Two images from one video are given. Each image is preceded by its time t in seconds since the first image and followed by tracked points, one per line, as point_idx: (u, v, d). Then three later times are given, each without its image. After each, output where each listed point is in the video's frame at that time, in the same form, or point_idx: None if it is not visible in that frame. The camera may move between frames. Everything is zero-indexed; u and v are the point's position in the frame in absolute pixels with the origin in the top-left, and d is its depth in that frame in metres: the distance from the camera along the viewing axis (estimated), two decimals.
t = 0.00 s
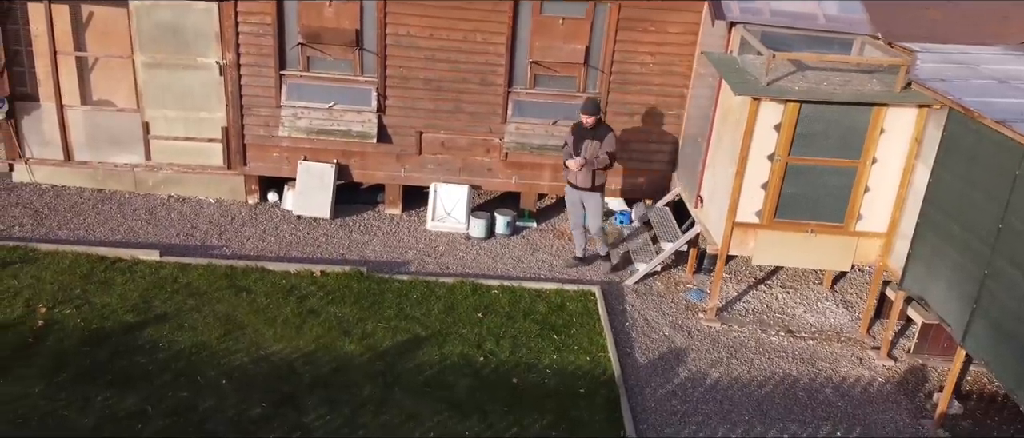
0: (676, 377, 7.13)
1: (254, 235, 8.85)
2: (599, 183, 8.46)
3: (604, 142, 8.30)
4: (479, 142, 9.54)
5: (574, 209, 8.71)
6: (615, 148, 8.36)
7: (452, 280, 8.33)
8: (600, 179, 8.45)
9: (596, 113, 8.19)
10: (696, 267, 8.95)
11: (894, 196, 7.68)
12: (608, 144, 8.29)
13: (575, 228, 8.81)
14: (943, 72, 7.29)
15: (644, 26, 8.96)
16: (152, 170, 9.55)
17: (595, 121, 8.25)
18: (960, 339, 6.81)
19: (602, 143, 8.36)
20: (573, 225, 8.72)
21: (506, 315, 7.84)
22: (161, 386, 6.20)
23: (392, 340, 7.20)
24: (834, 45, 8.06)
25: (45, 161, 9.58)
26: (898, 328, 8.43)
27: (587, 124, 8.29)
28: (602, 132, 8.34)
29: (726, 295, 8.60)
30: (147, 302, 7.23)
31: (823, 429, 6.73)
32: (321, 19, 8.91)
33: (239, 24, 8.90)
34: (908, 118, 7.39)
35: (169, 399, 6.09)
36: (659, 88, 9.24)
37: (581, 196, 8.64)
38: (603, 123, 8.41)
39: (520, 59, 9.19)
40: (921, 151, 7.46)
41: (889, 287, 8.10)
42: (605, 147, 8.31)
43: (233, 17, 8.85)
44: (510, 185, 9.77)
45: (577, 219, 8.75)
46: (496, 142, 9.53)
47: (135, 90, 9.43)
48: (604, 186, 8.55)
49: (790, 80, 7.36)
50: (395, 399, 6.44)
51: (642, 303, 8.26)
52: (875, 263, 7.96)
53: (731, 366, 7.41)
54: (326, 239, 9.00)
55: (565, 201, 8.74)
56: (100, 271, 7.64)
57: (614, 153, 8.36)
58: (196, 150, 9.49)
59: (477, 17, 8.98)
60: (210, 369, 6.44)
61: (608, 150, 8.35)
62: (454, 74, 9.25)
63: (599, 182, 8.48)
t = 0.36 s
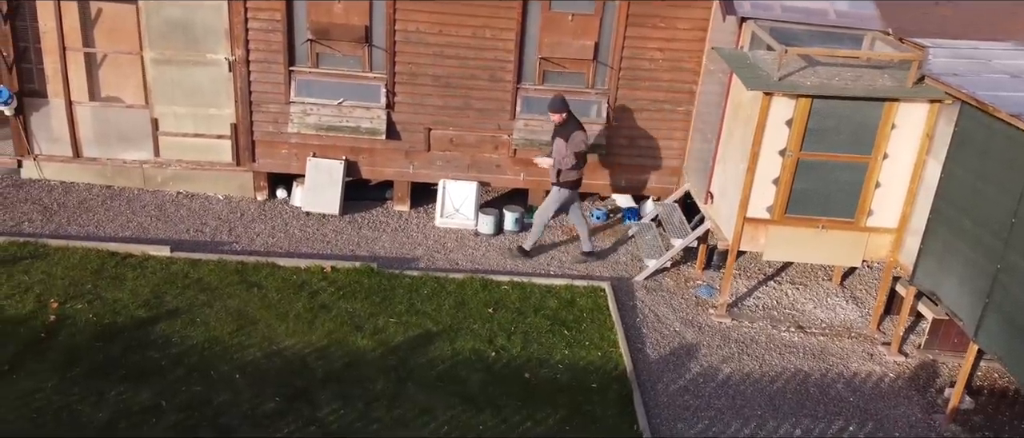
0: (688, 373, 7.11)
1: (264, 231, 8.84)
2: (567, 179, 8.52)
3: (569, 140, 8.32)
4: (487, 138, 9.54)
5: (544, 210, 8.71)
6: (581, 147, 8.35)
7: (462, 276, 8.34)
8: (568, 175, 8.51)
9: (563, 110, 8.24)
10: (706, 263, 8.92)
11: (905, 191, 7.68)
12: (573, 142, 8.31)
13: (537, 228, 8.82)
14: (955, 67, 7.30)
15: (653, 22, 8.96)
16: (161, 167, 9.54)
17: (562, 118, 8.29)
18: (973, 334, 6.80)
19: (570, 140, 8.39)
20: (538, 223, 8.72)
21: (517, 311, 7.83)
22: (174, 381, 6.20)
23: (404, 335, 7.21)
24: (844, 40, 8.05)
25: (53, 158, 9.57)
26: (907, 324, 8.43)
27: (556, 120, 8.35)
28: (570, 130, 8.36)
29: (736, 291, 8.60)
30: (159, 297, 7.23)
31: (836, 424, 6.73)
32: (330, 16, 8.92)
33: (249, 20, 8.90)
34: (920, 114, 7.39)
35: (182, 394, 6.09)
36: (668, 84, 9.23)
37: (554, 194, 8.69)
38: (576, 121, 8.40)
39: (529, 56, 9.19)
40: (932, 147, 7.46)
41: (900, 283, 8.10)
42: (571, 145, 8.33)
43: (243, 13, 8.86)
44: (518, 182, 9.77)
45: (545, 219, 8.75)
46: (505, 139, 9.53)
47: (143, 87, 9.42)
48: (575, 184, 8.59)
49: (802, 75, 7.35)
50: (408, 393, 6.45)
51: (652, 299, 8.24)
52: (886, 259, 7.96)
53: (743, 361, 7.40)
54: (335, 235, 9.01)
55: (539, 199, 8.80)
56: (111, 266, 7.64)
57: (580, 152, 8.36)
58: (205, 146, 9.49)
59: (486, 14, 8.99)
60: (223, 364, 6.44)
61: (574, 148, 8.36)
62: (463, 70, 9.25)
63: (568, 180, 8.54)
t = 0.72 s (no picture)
0: (701, 369, 7.08)
1: (274, 228, 8.84)
2: (529, 172, 8.56)
3: (529, 131, 8.37)
4: (496, 135, 9.53)
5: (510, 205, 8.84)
6: (540, 140, 8.38)
7: (473, 273, 8.33)
8: (530, 168, 8.56)
9: (525, 100, 8.31)
10: (716, 261, 8.90)
11: (917, 188, 7.67)
12: (532, 134, 8.36)
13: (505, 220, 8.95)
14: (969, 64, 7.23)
15: (664, 19, 8.96)
16: (170, 164, 9.53)
17: (526, 108, 8.37)
18: (986, 330, 6.78)
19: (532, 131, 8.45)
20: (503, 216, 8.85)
21: (528, 308, 7.82)
22: (188, 377, 6.18)
23: (416, 332, 7.23)
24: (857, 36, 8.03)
25: (63, 155, 9.56)
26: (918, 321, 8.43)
27: (523, 110, 8.45)
28: (532, 121, 8.40)
29: (747, 288, 8.59)
30: (170, 293, 7.22)
31: (849, 421, 6.72)
32: (340, 13, 8.92)
33: (259, 17, 8.89)
34: (932, 110, 7.38)
35: (196, 390, 6.07)
36: (678, 81, 9.22)
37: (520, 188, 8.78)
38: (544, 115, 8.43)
39: (539, 53, 9.17)
40: (944, 143, 7.45)
41: (911, 279, 8.09)
42: (530, 136, 8.40)
43: (253, 11, 8.85)
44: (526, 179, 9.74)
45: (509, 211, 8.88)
46: (514, 136, 9.54)
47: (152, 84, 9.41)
48: (537, 178, 8.61)
49: (814, 71, 7.33)
50: (421, 389, 6.45)
51: (663, 296, 8.21)
52: (897, 255, 7.95)
53: (755, 358, 7.38)
54: (345, 232, 9.02)
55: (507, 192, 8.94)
56: (122, 263, 7.63)
57: (538, 145, 8.39)
58: (214, 143, 9.48)
59: (496, 11, 8.98)
60: (236, 360, 6.44)
61: (534, 140, 8.42)
62: (472, 67, 9.23)
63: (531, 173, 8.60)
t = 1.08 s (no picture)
0: (714, 368, 7.06)
1: (283, 227, 8.83)
2: (501, 169, 8.62)
3: (498, 128, 8.39)
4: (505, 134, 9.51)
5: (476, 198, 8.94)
6: (509, 137, 8.39)
7: (483, 272, 8.32)
8: (501, 164, 8.57)
9: (496, 96, 8.32)
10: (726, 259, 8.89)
11: (928, 186, 7.66)
12: (500, 131, 8.38)
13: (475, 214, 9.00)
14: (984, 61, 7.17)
15: (674, 17, 8.95)
16: (179, 162, 9.50)
17: (496, 104, 8.38)
18: (1000, 329, 6.75)
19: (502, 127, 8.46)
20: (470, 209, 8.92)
21: (539, 306, 7.78)
22: (202, 375, 6.18)
23: (428, 330, 7.24)
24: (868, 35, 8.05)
25: (71, 153, 9.54)
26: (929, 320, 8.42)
27: (494, 106, 8.46)
28: (502, 117, 8.41)
29: (758, 287, 8.58)
30: (182, 291, 7.21)
31: (863, 419, 6.71)
32: (350, 11, 8.91)
33: (269, 16, 8.88)
34: (944, 109, 7.37)
35: (211, 388, 6.07)
36: (688, 80, 9.21)
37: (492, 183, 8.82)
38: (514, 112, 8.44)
39: (548, 51, 9.15)
40: (956, 142, 7.44)
41: (922, 278, 8.08)
42: (499, 132, 8.42)
43: (263, 9, 8.84)
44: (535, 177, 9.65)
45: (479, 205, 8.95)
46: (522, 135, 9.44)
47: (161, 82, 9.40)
48: (508, 174, 8.63)
49: (827, 69, 7.32)
50: (435, 387, 6.46)
51: (674, 295, 8.17)
52: (909, 254, 7.94)
53: (768, 356, 7.37)
54: (354, 231, 9.03)
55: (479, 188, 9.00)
56: (133, 261, 7.61)
57: (507, 142, 8.40)
58: (224, 142, 9.47)
59: (506, 9, 8.97)
60: (250, 358, 6.45)
61: (503, 136, 8.43)
62: (482, 65, 9.22)
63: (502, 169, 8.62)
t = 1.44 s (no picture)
0: (732, 367, 7.03)
1: (297, 225, 8.84)
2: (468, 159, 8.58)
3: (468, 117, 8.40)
4: (518, 133, 9.48)
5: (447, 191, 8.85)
6: (479, 126, 8.42)
7: (498, 271, 8.28)
8: (468, 154, 8.55)
9: (467, 86, 8.37)
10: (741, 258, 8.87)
11: (945, 185, 7.65)
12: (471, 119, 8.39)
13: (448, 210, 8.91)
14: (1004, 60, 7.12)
15: (688, 16, 8.94)
16: (191, 161, 9.48)
17: (465, 94, 8.42)
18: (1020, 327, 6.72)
19: (471, 117, 8.48)
20: (444, 205, 8.82)
21: (555, 305, 7.71)
22: (222, 373, 6.18)
23: (446, 328, 7.22)
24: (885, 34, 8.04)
25: (83, 152, 9.51)
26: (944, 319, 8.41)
27: (462, 96, 8.49)
28: (472, 107, 8.45)
29: (773, 286, 8.56)
30: (199, 290, 7.21)
31: (882, 418, 6.70)
32: (364, 10, 8.90)
33: (282, 14, 8.86)
34: (961, 108, 7.35)
35: (231, 386, 6.08)
36: (701, 78, 9.20)
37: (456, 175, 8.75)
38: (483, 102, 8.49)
39: (562, 49, 9.13)
40: (974, 141, 7.41)
41: (938, 277, 8.07)
42: (469, 121, 8.44)
43: (277, 7, 8.82)
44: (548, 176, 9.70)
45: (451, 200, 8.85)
46: (537, 134, 9.48)
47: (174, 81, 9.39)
48: (474, 164, 8.58)
49: (845, 68, 7.29)
50: (454, 385, 6.44)
51: (690, 294, 8.13)
52: (925, 253, 7.93)
53: (785, 355, 7.35)
54: (368, 230, 9.04)
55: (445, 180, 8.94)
56: (148, 260, 7.60)
57: (477, 130, 8.42)
58: (237, 140, 9.45)
59: (520, 8, 8.95)
60: (269, 356, 6.47)
61: (474, 125, 8.44)
62: (495, 64, 9.20)
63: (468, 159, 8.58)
